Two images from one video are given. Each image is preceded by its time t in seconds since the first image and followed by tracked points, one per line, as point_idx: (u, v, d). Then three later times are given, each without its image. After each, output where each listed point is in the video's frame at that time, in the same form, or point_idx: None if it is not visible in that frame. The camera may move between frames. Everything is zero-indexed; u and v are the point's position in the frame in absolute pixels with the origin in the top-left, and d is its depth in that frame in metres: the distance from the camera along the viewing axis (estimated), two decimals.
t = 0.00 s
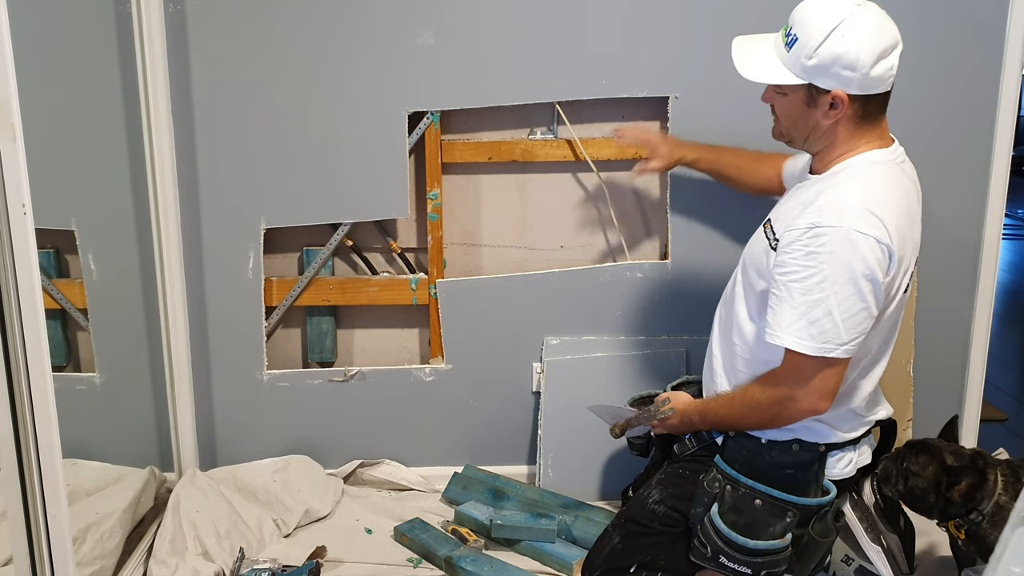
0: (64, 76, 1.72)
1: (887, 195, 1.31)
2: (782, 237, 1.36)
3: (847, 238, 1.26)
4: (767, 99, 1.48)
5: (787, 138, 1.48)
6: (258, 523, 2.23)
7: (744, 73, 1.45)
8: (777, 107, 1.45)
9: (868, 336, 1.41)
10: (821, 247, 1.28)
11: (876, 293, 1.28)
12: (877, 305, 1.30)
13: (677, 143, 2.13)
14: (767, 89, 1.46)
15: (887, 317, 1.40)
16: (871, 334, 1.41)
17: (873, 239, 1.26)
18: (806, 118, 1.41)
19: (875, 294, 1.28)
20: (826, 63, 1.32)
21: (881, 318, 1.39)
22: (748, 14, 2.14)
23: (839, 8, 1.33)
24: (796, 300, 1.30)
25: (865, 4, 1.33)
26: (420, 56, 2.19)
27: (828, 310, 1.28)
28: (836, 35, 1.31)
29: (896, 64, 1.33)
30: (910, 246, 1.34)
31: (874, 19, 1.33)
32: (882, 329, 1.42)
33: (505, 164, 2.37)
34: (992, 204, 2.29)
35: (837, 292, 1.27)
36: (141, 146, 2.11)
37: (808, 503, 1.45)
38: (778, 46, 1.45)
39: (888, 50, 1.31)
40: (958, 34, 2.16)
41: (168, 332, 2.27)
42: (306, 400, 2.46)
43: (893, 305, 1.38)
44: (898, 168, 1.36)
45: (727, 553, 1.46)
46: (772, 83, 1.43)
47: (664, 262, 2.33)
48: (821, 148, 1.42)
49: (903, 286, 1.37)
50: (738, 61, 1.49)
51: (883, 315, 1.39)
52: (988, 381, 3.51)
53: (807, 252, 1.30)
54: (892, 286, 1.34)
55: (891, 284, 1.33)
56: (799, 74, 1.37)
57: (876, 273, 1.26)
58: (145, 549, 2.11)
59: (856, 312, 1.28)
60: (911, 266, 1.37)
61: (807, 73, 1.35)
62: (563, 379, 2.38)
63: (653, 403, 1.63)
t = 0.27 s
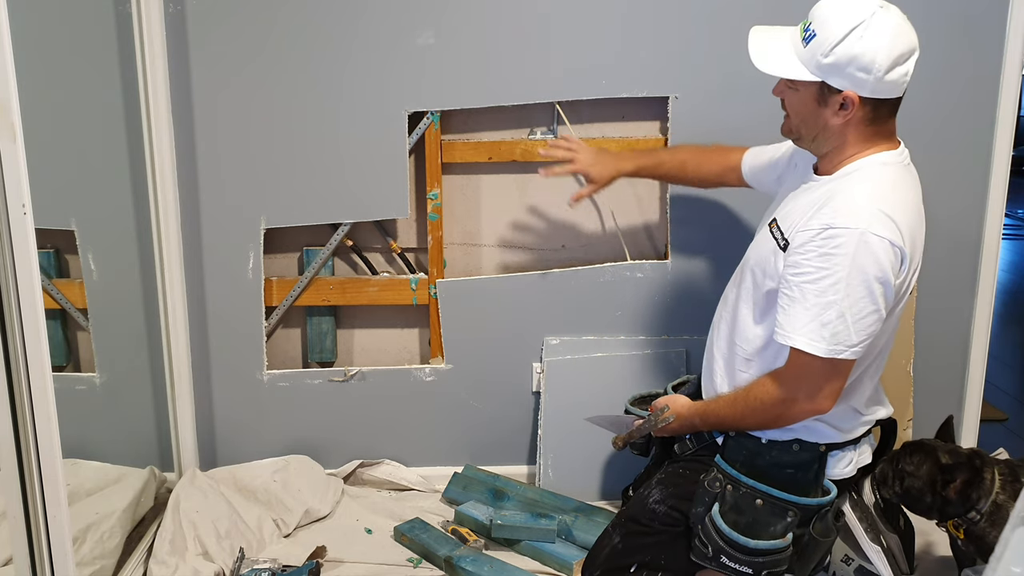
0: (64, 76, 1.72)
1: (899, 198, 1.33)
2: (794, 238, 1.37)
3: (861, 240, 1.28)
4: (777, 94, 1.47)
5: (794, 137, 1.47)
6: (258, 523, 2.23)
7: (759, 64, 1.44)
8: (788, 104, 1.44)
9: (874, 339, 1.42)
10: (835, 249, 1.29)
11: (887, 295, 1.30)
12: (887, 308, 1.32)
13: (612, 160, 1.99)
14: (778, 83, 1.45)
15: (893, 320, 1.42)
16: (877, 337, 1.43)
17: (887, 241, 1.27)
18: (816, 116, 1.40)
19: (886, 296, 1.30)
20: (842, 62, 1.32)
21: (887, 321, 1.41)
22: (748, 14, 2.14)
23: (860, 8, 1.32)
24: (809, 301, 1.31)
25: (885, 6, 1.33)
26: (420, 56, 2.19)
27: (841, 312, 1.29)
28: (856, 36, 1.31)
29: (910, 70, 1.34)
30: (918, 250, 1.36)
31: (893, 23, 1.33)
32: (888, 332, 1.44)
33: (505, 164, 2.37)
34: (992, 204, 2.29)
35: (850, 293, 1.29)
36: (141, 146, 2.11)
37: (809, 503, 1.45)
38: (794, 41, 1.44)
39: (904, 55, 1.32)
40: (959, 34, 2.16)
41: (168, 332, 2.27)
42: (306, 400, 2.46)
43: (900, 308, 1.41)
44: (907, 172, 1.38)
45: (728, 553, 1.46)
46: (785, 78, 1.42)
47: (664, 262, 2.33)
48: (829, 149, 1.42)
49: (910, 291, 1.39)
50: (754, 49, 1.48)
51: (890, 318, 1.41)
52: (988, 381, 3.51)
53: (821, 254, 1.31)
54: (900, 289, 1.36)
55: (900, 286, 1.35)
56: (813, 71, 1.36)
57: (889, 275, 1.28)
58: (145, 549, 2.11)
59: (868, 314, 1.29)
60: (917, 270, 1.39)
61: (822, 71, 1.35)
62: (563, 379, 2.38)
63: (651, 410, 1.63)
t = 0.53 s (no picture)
0: (64, 76, 1.72)
1: (898, 199, 1.33)
2: (793, 240, 1.37)
3: (860, 241, 1.28)
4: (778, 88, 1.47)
5: (794, 133, 1.48)
6: (258, 523, 2.23)
7: (762, 56, 1.45)
8: (789, 100, 1.45)
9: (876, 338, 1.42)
10: (834, 250, 1.30)
11: (886, 297, 1.30)
12: (887, 309, 1.32)
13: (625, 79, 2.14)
14: (781, 76, 1.46)
15: (893, 322, 1.42)
16: (877, 338, 1.43)
17: (886, 243, 1.27)
18: (815, 113, 1.40)
19: (886, 298, 1.30)
20: (843, 60, 1.32)
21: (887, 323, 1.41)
22: (748, 14, 2.14)
23: (867, 7, 1.32)
24: (807, 302, 1.31)
25: (894, 7, 1.33)
26: (420, 56, 2.19)
27: (840, 313, 1.29)
28: (860, 35, 1.30)
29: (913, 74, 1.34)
30: (918, 252, 1.36)
31: (900, 25, 1.32)
32: (887, 334, 1.44)
33: (505, 164, 2.37)
34: (992, 204, 2.29)
35: (849, 294, 1.29)
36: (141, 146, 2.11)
37: (809, 504, 1.45)
38: (798, 36, 1.44)
39: (908, 58, 1.31)
40: (959, 34, 2.16)
41: (168, 332, 2.27)
42: (306, 400, 2.46)
43: (899, 309, 1.41)
44: (906, 173, 1.39)
45: (729, 554, 1.46)
46: (787, 71, 1.43)
47: (664, 262, 2.33)
48: (828, 147, 1.42)
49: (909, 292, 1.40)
50: (759, 41, 1.49)
51: (890, 320, 1.41)
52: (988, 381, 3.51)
53: (820, 255, 1.31)
54: (900, 290, 1.36)
55: (900, 287, 1.35)
56: (816, 67, 1.37)
57: (888, 277, 1.28)
58: (145, 549, 2.11)
59: (868, 316, 1.29)
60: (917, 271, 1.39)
61: (823, 67, 1.35)
62: (563, 380, 2.38)
63: (651, 412, 1.63)
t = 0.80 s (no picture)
0: (64, 76, 1.72)
1: (887, 200, 1.32)
2: (782, 243, 1.37)
3: (848, 245, 1.28)
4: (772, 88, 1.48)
5: (787, 133, 1.48)
6: (258, 523, 2.23)
7: (756, 56, 1.47)
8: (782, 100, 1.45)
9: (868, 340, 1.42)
10: (821, 254, 1.29)
11: (875, 299, 1.29)
12: (877, 311, 1.31)
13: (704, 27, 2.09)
14: (773, 77, 1.47)
15: (886, 323, 1.42)
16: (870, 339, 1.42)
17: (873, 245, 1.27)
18: (806, 115, 1.41)
19: (875, 300, 1.29)
20: (835, 64, 1.32)
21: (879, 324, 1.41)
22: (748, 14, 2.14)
23: (860, 11, 1.32)
24: (796, 306, 1.31)
25: (888, 12, 1.33)
26: (420, 56, 2.19)
27: (828, 317, 1.29)
28: (852, 39, 1.30)
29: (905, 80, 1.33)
30: (909, 252, 1.35)
31: (893, 30, 1.32)
32: (881, 334, 1.43)
33: (505, 164, 2.37)
34: (992, 204, 2.29)
35: (837, 298, 1.28)
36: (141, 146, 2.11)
37: (808, 503, 1.45)
38: (792, 37, 1.45)
39: (900, 63, 1.31)
40: (959, 34, 2.16)
41: (168, 332, 2.27)
42: (306, 400, 2.46)
43: (891, 310, 1.40)
44: (897, 173, 1.38)
45: (728, 553, 1.46)
46: (780, 72, 1.43)
47: (664, 262, 2.33)
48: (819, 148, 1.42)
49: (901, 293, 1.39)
50: (752, 41, 1.51)
51: (881, 320, 1.40)
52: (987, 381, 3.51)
53: (807, 259, 1.31)
54: (891, 291, 1.35)
55: (891, 288, 1.35)
56: (808, 70, 1.37)
57: (876, 279, 1.28)
58: (145, 549, 2.11)
59: (856, 319, 1.29)
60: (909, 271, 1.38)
61: (815, 70, 1.35)
62: (563, 379, 2.38)
63: (650, 411, 1.63)
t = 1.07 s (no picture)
0: (64, 76, 1.72)
1: (883, 199, 1.32)
2: (778, 242, 1.37)
3: (843, 243, 1.28)
4: (770, 88, 1.48)
5: (784, 133, 1.49)
6: (258, 523, 2.23)
7: (751, 59, 1.47)
8: (779, 102, 1.46)
9: (867, 338, 1.42)
10: (817, 253, 1.30)
11: (872, 297, 1.29)
12: (874, 309, 1.31)
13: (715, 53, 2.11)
14: (771, 78, 1.48)
15: (884, 321, 1.41)
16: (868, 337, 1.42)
17: (869, 244, 1.27)
18: (803, 116, 1.41)
19: (872, 298, 1.29)
20: (830, 65, 1.32)
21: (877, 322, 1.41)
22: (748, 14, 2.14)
23: (855, 11, 1.32)
24: (793, 305, 1.31)
25: (882, 12, 1.33)
26: (420, 56, 2.19)
27: (825, 315, 1.29)
28: (846, 40, 1.30)
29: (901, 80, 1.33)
30: (906, 250, 1.35)
31: (889, 31, 1.32)
32: (879, 332, 1.43)
33: (505, 164, 2.37)
34: (992, 204, 2.29)
35: (833, 296, 1.28)
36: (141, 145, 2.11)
37: (808, 504, 1.45)
38: (788, 38, 1.45)
39: (895, 63, 1.31)
40: (959, 35, 2.16)
41: (168, 332, 2.27)
42: (306, 400, 2.46)
43: (889, 308, 1.40)
44: (894, 172, 1.38)
45: (728, 554, 1.46)
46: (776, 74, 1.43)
47: (664, 262, 2.33)
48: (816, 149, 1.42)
49: (899, 290, 1.39)
50: (749, 42, 1.51)
51: (879, 318, 1.40)
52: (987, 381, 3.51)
53: (803, 258, 1.31)
54: (888, 289, 1.35)
55: (889, 286, 1.34)
56: (804, 72, 1.37)
57: (872, 277, 1.28)
58: (145, 549, 2.11)
59: (853, 317, 1.29)
60: (907, 270, 1.38)
61: (811, 72, 1.35)
62: (563, 379, 2.38)
63: (650, 411, 1.63)
